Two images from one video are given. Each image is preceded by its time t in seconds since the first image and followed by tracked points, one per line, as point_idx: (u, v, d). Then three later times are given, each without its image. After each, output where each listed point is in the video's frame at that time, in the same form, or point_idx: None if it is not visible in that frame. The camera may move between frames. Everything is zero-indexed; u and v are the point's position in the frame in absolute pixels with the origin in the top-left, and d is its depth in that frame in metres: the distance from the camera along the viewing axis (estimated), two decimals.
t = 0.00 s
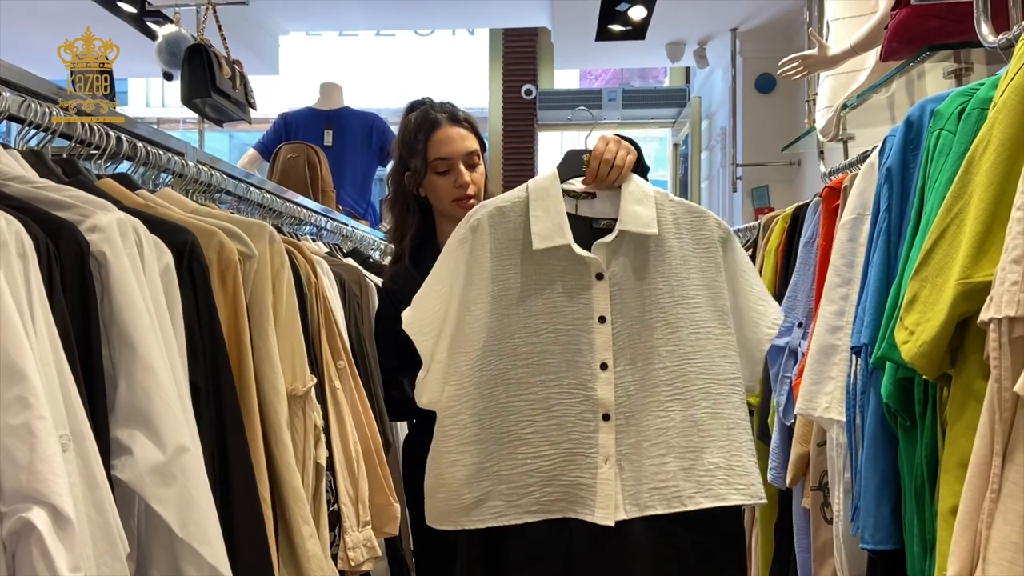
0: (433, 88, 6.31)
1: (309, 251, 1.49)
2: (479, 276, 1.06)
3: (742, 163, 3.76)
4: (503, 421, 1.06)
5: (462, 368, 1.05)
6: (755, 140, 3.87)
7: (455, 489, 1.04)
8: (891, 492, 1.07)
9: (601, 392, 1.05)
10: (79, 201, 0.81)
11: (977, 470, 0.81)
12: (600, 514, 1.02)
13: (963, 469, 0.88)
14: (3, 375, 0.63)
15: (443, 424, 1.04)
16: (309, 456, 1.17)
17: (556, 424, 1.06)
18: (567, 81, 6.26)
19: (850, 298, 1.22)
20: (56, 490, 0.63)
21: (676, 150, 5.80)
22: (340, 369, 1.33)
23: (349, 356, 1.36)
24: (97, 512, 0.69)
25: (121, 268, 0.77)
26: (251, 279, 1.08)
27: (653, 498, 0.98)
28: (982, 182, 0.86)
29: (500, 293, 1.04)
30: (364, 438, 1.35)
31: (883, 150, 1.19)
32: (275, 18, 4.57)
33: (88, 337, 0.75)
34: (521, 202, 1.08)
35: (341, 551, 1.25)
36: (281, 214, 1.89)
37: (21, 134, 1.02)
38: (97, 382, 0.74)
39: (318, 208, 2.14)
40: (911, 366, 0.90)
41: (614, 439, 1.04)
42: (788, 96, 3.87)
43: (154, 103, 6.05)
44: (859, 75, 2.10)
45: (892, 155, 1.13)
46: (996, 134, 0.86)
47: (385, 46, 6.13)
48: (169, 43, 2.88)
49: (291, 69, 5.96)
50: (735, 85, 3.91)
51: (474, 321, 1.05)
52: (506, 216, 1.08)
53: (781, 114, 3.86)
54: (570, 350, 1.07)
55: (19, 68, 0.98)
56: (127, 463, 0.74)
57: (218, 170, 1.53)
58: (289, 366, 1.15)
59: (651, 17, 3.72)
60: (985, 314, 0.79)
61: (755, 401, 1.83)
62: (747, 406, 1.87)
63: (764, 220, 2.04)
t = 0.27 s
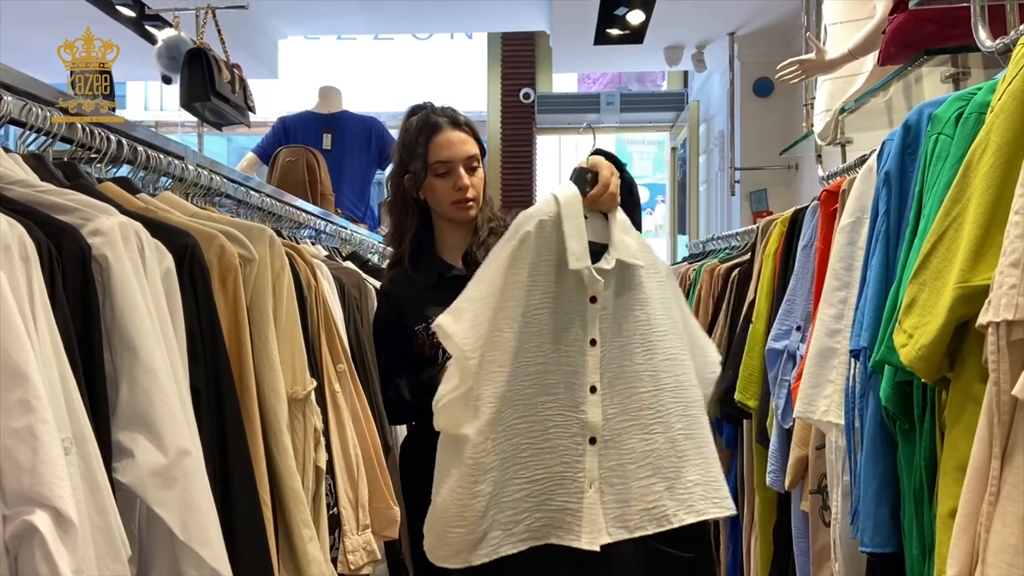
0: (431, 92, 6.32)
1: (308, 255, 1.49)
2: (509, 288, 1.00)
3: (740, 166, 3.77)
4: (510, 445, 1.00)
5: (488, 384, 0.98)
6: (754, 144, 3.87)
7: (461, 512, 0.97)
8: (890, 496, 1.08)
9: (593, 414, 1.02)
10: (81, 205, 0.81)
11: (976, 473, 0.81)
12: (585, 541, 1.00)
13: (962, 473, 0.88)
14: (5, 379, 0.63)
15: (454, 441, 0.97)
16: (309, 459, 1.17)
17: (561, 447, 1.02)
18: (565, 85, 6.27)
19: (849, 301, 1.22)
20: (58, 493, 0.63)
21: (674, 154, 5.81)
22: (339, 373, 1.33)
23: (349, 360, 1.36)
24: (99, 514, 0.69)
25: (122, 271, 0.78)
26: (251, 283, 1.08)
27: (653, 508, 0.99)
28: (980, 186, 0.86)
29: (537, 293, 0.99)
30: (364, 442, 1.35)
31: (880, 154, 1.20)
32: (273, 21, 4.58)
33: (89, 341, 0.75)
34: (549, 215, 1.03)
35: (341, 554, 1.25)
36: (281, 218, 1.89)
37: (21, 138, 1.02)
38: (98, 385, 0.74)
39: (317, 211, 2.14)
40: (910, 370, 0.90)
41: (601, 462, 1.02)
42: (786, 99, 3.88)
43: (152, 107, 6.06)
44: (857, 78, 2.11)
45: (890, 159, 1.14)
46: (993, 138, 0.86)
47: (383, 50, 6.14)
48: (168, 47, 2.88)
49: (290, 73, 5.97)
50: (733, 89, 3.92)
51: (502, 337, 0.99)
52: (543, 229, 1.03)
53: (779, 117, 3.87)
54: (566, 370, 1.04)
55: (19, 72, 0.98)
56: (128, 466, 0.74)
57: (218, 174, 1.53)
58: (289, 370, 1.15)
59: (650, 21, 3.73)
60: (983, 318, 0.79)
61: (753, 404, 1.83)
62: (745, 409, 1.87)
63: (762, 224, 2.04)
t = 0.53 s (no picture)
0: (428, 96, 6.32)
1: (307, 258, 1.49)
2: (637, 298, 0.86)
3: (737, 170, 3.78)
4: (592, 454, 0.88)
5: (620, 392, 0.83)
6: (750, 148, 3.88)
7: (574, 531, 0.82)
8: (888, 499, 1.08)
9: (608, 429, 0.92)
10: (82, 208, 0.81)
11: (973, 476, 0.82)
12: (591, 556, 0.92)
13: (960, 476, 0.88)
14: (7, 382, 0.63)
15: (552, 461, 0.83)
16: (309, 462, 1.17)
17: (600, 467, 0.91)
18: (563, 88, 6.28)
19: (846, 304, 1.23)
20: (59, 496, 0.63)
21: (671, 157, 5.82)
22: (338, 376, 1.33)
23: (347, 363, 1.36)
24: (99, 517, 0.69)
25: (123, 275, 0.78)
26: (251, 286, 1.08)
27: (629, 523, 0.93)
28: (977, 191, 0.86)
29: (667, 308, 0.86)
30: (363, 445, 1.35)
31: (878, 158, 1.20)
32: (271, 25, 4.58)
33: (90, 344, 0.75)
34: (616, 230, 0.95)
35: (340, 557, 1.25)
36: (279, 221, 1.89)
37: (21, 141, 1.02)
38: (99, 387, 0.75)
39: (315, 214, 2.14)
40: (908, 373, 0.91)
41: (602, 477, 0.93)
42: (783, 103, 3.89)
43: (149, 110, 6.06)
44: (854, 83, 2.12)
45: (887, 164, 1.14)
46: (990, 143, 0.87)
47: (381, 54, 6.15)
48: (166, 50, 2.88)
49: (287, 76, 5.98)
50: (730, 93, 3.93)
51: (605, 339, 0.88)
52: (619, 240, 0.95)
53: (776, 121, 3.88)
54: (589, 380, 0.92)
55: (19, 75, 0.98)
56: (128, 469, 0.74)
57: (217, 177, 1.53)
58: (288, 373, 1.15)
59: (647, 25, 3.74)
60: (980, 321, 0.80)
61: (750, 407, 1.84)
62: (742, 412, 1.88)
63: (760, 227, 2.05)
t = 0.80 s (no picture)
0: (426, 99, 6.33)
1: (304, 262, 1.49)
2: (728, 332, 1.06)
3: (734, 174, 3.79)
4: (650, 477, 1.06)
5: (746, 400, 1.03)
6: (747, 152, 3.90)
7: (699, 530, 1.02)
8: (883, 502, 1.08)
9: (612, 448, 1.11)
10: (80, 213, 0.81)
11: (968, 480, 0.82)
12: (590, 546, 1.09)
13: (954, 479, 0.89)
14: (5, 385, 0.63)
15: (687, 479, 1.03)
16: (305, 466, 1.17)
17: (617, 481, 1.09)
18: (559, 92, 6.29)
19: (842, 309, 1.23)
20: (57, 500, 0.63)
21: (668, 161, 5.83)
22: (335, 379, 1.33)
23: (344, 367, 1.35)
24: (96, 521, 0.69)
25: (121, 279, 0.78)
26: (247, 289, 1.08)
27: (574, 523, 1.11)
28: (972, 196, 0.87)
29: (767, 342, 1.04)
30: (360, 448, 1.36)
31: (874, 162, 1.21)
32: (268, 29, 4.59)
33: (87, 349, 0.75)
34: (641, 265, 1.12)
35: (336, 561, 1.25)
36: (276, 224, 1.89)
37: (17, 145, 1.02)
38: (96, 391, 0.75)
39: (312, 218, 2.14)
40: (903, 377, 0.91)
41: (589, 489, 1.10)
42: (779, 107, 3.91)
43: (146, 113, 6.07)
44: (850, 87, 2.12)
45: (882, 168, 1.15)
46: (985, 148, 0.87)
47: (378, 57, 6.15)
48: (163, 53, 2.88)
49: (284, 80, 5.98)
50: (726, 96, 3.94)
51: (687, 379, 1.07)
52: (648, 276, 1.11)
53: (772, 125, 3.90)
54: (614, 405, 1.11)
55: (16, 79, 0.98)
56: (125, 473, 0.74)
57: (214, 181, 1.53)
58: (285, 377, 1.15)
59: (644, 29, 3.75)
60: (975, 325, 0.80)
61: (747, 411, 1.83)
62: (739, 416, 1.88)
63: (756, 230, 2.05)
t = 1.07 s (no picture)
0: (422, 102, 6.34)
1: (299, 265, 1.49)
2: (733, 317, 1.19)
3: (729, 178, 3.80)
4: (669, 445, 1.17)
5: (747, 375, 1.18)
6: (742, 155, 3.91)
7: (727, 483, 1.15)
8: (876, 506, 1.09)
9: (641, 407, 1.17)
10: (75, 217, 0.81)
11: (959, 483, 0.83)
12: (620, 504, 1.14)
13: (946, 482, 0.89)
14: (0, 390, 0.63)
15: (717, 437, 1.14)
16: (300, 470, 1.17)
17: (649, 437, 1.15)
18: (555, 95, 6.30)
19: (836, 312, 1.24)
20: (51, 504, 0.63)
21: (663, 164, 5.85)
22: (330, 383, 1.33)
23: (339, 369, 1.36)
24: (91, 525, 0.70)
25: (116, 284, 0.78)
26: (243, 293, 1.08)
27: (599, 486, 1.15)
28: (964, 201, 0.87)
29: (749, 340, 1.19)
30: (354, 451, 1.36)
31: (866, 166, 1.21)
32: (264, 32, 4.59)
33: (82, 353, 0.75)
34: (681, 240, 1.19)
35: (331, 565, 1.25)
36: (272, 227, 1.89)
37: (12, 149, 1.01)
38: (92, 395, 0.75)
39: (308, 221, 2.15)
40: (895, 381, 0.92)
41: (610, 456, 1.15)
42: (774, 111, 3.92)
43: (142, 116, 6.06)
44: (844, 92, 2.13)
45: (875, 172, 1.15)
46: (977, 153, 0.88)
47: (374, 60, 6.16)
48: (158, 56, 2.88)
49: (280, 83, 5.99)
50: (721, 100, 3.95)
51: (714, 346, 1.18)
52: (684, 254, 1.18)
53: (767, 129, 3.91)
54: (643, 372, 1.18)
55: (12, 83, 0.98)
56: (120, 477, 0.74)
57: (209, 184, 1.54)
58: (280, 380, 1.15)
59: (639, 33, 3.76)
60: (966, 330, 0.80)
61: (742, 414, 1.84)
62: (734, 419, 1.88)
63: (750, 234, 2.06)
